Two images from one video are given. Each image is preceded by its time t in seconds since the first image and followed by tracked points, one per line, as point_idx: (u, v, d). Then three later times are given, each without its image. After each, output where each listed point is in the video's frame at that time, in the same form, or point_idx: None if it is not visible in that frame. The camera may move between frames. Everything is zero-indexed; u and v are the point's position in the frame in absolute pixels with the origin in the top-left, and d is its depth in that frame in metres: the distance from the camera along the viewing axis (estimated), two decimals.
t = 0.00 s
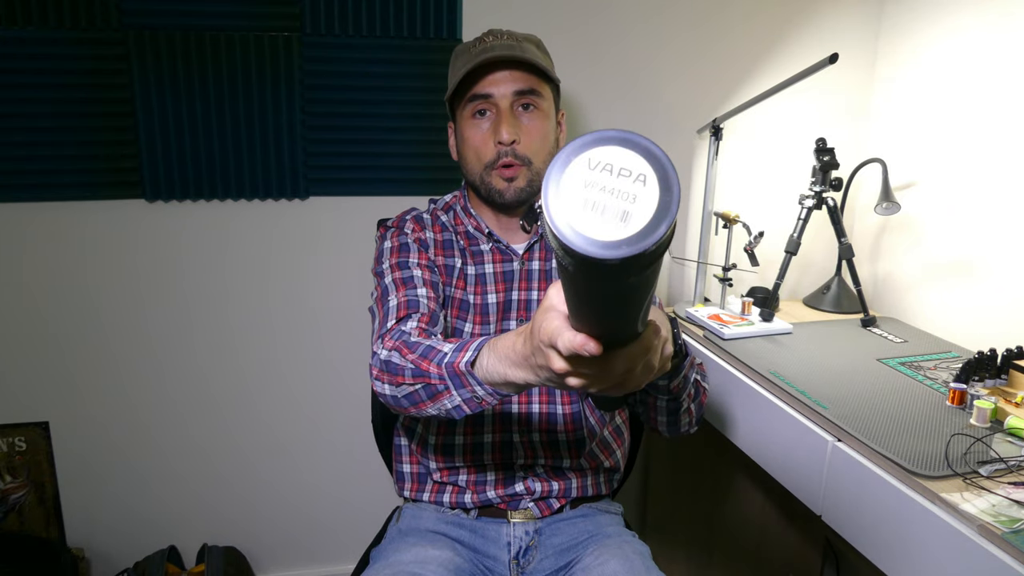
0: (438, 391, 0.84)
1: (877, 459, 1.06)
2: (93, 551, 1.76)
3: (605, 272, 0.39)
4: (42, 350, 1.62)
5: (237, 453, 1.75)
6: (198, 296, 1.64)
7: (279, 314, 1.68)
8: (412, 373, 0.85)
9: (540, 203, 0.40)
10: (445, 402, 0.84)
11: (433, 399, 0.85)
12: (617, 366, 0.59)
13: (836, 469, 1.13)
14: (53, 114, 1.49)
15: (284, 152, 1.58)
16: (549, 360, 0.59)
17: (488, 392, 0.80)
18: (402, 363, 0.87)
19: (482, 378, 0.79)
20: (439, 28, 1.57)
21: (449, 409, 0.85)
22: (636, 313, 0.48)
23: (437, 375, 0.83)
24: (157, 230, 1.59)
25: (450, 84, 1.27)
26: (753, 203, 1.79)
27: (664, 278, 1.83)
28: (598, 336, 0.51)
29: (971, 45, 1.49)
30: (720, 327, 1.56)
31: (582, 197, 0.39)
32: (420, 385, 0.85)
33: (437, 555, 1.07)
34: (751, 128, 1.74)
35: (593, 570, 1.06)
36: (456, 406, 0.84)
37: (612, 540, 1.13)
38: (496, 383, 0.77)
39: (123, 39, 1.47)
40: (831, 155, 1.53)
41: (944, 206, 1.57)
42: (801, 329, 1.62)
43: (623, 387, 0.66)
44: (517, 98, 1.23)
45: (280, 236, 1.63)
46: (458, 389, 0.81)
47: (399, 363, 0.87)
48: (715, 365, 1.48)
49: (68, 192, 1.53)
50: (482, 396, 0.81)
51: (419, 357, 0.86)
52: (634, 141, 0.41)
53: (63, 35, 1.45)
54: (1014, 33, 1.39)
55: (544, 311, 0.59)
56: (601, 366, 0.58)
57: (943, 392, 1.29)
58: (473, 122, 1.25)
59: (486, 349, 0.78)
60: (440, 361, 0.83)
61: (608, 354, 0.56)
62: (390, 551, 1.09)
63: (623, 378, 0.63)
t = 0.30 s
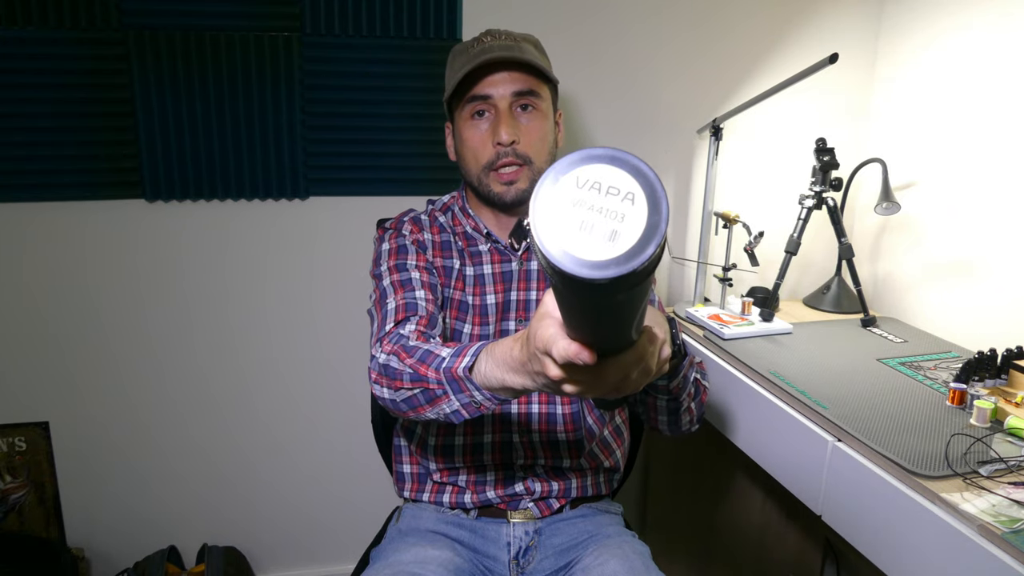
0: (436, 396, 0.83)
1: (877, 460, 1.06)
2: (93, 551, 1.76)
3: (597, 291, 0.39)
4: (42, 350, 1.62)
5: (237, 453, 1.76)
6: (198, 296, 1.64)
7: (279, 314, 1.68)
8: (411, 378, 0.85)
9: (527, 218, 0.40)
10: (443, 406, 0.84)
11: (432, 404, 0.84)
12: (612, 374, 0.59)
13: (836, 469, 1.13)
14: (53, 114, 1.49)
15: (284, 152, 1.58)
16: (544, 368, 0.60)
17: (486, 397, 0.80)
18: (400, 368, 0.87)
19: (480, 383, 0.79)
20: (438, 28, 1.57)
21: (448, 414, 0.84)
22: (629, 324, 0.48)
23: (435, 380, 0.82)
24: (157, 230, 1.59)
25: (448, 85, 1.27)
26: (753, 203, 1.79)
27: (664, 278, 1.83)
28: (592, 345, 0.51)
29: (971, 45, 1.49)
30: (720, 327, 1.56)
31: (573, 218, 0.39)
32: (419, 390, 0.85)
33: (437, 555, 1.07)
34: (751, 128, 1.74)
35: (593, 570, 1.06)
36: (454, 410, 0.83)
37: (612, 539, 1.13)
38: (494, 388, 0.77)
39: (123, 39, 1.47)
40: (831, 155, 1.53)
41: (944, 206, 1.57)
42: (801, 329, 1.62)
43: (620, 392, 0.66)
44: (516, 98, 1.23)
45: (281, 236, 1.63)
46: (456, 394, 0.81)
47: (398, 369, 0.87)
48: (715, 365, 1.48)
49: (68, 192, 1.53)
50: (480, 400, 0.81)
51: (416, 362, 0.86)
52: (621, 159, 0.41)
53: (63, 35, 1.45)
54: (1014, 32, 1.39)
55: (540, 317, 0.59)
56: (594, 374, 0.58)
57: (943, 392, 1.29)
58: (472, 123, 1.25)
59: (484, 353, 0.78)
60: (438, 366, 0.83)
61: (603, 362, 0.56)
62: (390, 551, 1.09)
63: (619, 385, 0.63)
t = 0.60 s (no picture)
0: (423, 383, 0.85)
1: (877, 459, 1.05)
2: (93, 551, 1.76)
3: (469, 183, 0.29)
4: (42, 349, 1.62)
5: (237, 452, 1.75)
6: (198, 296, 1.64)
7: (279, 313, 1.68)
8: (398, 371, 0.89)
9: (396, 106, 0.29)
10: (431, 393, 0.85)
11: (420, 393, 0.86)
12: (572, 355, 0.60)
13: (836, 468, 1.13)
14: (53, 114, 1.49)
15: (284, 152, 1.59)
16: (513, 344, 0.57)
17: (468, 373, 0.78)
18: (388, 364, 0.90)
19: (460, 357, 0.77)
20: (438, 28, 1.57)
21: (436, 400, 0.86)
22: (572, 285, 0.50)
23: (421, 368, 0.84)
24: (157, 229, 1.59)
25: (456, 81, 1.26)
26: (753, 203, 1.79)
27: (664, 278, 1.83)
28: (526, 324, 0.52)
29: (972, 45, 1.49)
30: (720, 327, 1.56)
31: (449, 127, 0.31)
32: (406, 381, 0.87)
33: (437, 555, 1.07)
34: (751, 128, 1.74)
35: (593, 570, 1.06)
36: (441, 394, 0.84)
37: (612, 539, 1.13)
38: (473, 360, 0.74)
39: (123, 40, 1.47)
40: (831, 155, 1.53)
41: (945, 206, 1.57)
42: (801, 329, 1.62)
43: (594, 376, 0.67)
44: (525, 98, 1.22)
45: (281, 236, 1.64)
46: (440, 374, 0.82)
47: (386, 366, 0.90)
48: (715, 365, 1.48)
49: (68, 192, 1.53)
50: (463, 377, 0.80)
51: (402, 354, 0.89)
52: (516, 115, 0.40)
53: (63, 35, 1.45)
54: (1015, 32, 1.39)
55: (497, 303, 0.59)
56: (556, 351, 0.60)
57: (943, 392, 1.29)
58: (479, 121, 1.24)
59: (458, 328, 0.75)
60: (422, 352, 0.85)
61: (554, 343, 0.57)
62: (390, 551, 1.09)
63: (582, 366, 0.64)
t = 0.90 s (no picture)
0: (363, 335, 0.92)
1: (878, 460, 1.05)
2: (93, 551, 1.76)
3: None
4: (42, 349, 1.62)
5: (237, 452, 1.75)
6: (198, 296, 1.64)
7: (279, 313, 1.68)
8: (345, 335, 0.97)
9: None
10: (371, 341, 0.91)
11: (363, 350, 0.92)
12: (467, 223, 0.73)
13: (836, 468, 1.13)
14: (53, 114, 1.49)
15: (284, 152, 1.59)
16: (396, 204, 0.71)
17: (395, 301, 0.87)
18: (342, 335, 0.98)
19: (386, 285, 0.87)
20: (439, 28, 1.57)
21: (377, 351, 0.91)
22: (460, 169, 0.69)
23: (359, 317, 0.92)
24: (157, 229, 1.59)
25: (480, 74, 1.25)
26: (753, 203, 1.79)
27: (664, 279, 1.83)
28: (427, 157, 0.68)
29: (973, 46, 1.49)
30: (720, 327, 1.56)
31: None
32: (353, 338, 0.94)
33: (439, 556, 1.07)
34: (751, 128, 1.74)
35: (595, 570, 1.07)
36: (379, 335, 0.90)
37: (613, 539, 1.13)
38: (401, 281, 0.85)
39: (123, 40, 1.47)
40: (831, 155, 1.53)
41: (944, 206, 1.57)
42: (802, 329, 1.62)
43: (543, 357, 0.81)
44: (547, 98, 1.21)
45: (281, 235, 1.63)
46: (373, 312, 0.89)
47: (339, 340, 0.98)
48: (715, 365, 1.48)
49: (68, 192, 1.53)
50: (393, 308, 0.87)
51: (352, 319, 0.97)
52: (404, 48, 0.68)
53: (63, 35, 1.45)
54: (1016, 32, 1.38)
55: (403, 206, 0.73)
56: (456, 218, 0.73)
57: (943, 392, 1.29)
58: (499, 115, 1.22)
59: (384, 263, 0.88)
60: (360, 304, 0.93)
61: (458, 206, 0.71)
62: (391, 552, 1.09)
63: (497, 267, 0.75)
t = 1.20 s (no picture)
0: (386, 385, 0.96)
1: (878, 460, 1.05)
2: (93, 551, 1.76)
3: None
4: (42, 349, 1.62)
5: (237, 453, 1.75)
6: (198, 296, 1.64)
7: (279, 314, 1.68)
8: (366, 378, 0.99)
9: None
10: (393, 393, 0.96)
11: (384, 397, 0.97)
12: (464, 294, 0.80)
13: (836, 468, 1.12)
14: (53, 114, 1.49)
15: (285, 152, 1.59)
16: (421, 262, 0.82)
17: (426, 362, 0.93)
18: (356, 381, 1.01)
19: (417, 349, 0.93)
20: (438, 29, 1.57)
21: (399, 400, 0.97)
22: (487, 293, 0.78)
23: (385, 368, 0.96)
24: (157, 230, 1.59)
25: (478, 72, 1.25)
26: (753, 203, 1.79)
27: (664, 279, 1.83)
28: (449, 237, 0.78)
29: (973, 46, 1.49)
30: (720, 327, 1.56)
31: None
32: (371, 387, 0.98)
33: (437, 556, 1.07)
34: (751, 129, 1.74)
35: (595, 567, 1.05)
36: (404, 389, 0.96)
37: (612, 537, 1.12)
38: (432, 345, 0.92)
39: (123, 40, 1.47)
40: (831, 155, 1.53)
41: (945, 206, 1.57)
42: (802, 329, 1.62)
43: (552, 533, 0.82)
44: (542, 95, 1.20)
45: (280, 236, 1.63)
46: (401, 369, 0.94)
47: (354, 380, 1.01)
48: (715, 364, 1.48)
49: (68, 192, 1.53)
50: (422, 367, 0.93)
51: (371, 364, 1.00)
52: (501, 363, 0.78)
53: (63, 35, 1.45)
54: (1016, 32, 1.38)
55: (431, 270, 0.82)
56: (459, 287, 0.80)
57: (943, 392, 1.29)
58: (494, 111, 1.20)
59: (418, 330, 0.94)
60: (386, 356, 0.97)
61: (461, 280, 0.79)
62: (390, 551, 1.09)
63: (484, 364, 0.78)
